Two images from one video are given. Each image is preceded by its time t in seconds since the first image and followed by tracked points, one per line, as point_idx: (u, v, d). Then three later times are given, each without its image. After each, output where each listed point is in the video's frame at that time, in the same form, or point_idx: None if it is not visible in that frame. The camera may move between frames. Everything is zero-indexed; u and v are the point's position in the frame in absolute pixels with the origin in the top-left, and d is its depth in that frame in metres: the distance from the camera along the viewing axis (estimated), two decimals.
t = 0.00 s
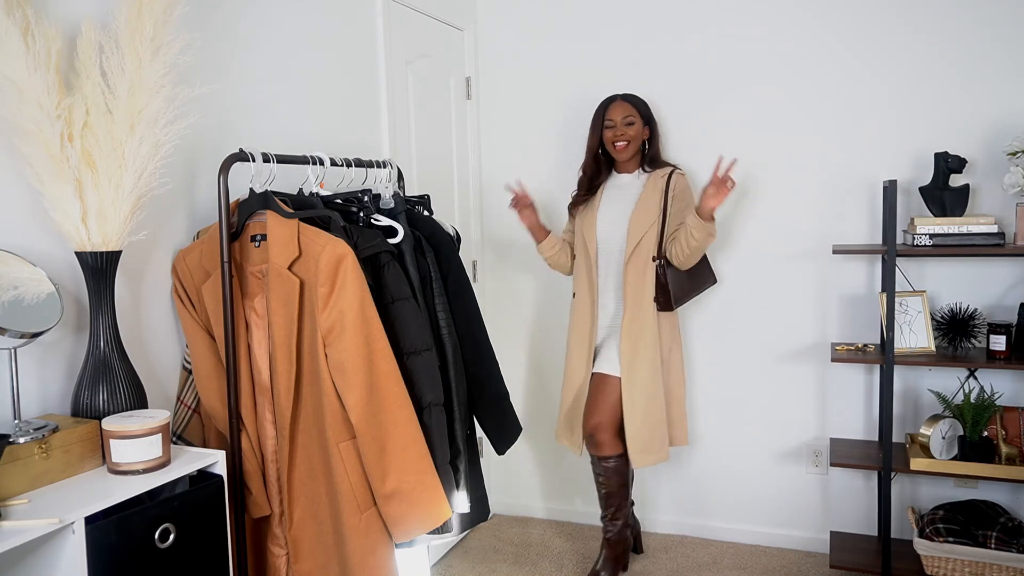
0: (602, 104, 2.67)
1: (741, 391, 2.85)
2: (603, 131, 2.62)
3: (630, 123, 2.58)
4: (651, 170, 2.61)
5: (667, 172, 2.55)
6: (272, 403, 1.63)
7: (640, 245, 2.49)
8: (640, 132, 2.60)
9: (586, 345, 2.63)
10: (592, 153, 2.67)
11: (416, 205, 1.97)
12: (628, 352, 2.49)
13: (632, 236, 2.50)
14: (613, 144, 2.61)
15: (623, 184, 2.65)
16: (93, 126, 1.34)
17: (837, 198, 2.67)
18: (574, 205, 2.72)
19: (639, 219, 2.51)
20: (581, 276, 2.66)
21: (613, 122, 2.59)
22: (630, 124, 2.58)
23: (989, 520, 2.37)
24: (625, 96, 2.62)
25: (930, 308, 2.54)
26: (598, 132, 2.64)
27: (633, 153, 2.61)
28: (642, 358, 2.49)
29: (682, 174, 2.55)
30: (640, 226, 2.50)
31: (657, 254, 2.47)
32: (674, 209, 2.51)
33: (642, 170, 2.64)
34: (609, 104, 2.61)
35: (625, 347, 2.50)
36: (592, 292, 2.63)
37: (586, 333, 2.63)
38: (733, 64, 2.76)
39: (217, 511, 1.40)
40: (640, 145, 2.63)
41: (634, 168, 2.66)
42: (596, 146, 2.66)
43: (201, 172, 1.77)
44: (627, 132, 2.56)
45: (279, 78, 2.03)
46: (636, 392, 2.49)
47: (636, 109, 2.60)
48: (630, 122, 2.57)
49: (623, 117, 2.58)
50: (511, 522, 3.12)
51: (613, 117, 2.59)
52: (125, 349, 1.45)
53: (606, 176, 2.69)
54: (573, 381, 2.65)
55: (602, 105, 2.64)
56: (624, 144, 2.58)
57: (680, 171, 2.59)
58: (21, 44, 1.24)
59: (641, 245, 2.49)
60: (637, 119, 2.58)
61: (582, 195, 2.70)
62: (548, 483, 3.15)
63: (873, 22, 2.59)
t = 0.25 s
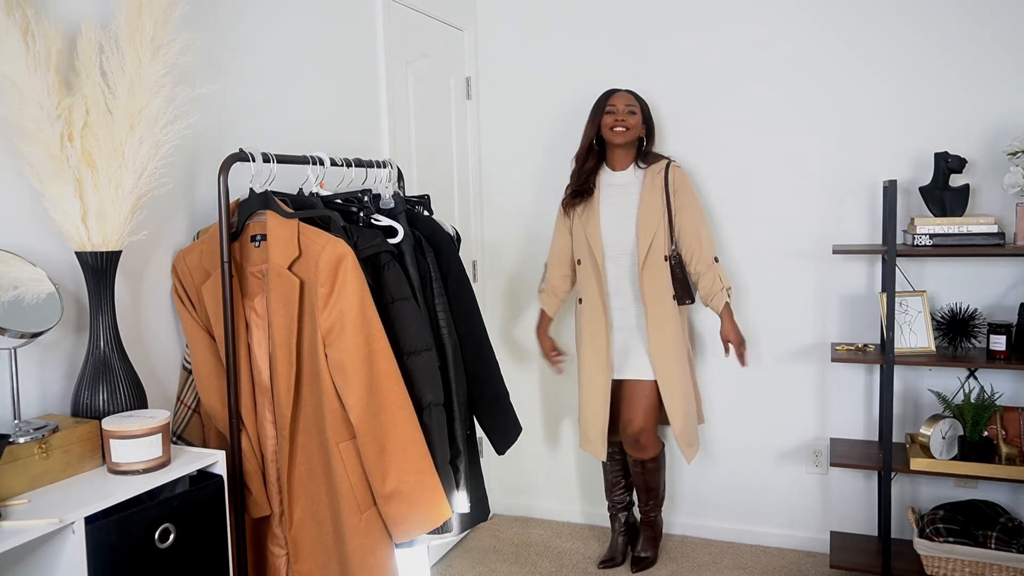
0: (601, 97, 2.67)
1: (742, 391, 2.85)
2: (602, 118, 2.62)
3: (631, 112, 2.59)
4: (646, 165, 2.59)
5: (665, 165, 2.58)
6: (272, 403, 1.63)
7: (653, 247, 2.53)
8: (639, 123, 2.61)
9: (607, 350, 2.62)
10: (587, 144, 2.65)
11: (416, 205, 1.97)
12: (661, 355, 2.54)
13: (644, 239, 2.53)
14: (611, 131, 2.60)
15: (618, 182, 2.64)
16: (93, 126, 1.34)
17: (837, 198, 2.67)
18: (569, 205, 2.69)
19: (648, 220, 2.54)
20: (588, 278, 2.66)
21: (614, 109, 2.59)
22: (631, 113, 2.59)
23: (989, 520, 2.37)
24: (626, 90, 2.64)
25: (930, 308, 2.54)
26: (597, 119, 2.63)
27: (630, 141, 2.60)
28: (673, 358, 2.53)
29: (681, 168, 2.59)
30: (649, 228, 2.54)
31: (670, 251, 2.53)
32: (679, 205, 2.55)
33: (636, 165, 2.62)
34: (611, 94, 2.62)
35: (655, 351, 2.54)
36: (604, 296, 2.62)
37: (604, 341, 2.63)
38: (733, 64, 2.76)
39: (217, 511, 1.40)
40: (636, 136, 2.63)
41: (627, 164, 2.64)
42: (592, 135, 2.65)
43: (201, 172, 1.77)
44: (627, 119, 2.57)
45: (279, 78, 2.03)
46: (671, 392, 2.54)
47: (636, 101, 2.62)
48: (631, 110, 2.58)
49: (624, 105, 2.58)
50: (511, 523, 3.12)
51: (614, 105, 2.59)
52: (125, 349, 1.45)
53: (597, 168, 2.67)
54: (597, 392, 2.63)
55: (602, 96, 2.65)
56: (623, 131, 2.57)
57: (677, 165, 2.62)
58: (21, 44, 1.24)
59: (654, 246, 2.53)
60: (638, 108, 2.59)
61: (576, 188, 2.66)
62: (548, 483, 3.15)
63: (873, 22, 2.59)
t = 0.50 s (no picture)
0: (601, 96, 2.65)
1: (742, 392, 2.85)
2: (603, 121, 2.60)
3: (631, 112, 2.56)
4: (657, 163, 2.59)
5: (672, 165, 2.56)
6: (272, 403, 1.63)
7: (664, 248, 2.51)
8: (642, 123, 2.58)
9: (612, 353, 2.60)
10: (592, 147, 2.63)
11: (416, 205, 1.97)
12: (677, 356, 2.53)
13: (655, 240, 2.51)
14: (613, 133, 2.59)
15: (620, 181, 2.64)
16: (93, 126, 1.34)
17: (837, 198, 2.67)
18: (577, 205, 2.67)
19: (659, 221, 2.52)
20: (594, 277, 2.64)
21: (613, 111, 2.57)
22: (632, 114, 2.56)
23: (988, 520, 2.37)
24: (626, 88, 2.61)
25: (930, 308, 2.54)
26: (597, 122, 2.61)
27: (634, 141, 2.58)
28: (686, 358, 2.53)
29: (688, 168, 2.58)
30: (660, 228, 2.52)
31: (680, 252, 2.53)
32: (688, 206, 2.55)
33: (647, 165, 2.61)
34: (610, 95, 2.60)
35: (667, 353, 2.53)
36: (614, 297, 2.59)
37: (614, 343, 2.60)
38: (733, 63, 2.76)
39: (217, 511, 1.40)
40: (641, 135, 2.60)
41: (635, 163, 2.63)
42: (596, 136, 2.63)
43: (201, 172, 1.77)
44: (627, 121, 2.54)
45: (279, 78, 2.03)
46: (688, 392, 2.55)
47: (637, 100, 2.59)
48: (631, 110, 2.56)
49: (623, 106, 2.56)
50: (511, 523, 3.12)
51: (613, 107, 2.57)
52: (125, 349, 1.45)
53: (606, 170, 2.65)
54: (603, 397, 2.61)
55: (602, 97, 2.63)
56: (624, 133, 2.55)
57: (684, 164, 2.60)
58: (21, 44, 1.24)
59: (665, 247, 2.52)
60: (637, 108, 2.57)
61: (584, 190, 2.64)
62: (548, 483, 3.15)
63: (873, 22, 2.59)
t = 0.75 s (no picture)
0: (604, 97, 2.64)
1: (742, 392, 2.84)
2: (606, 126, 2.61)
3: (634, 118, 2.56)
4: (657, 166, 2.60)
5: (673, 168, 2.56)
6: (272, 403, 1.63)
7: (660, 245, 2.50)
8: (644, 128, 2.58)
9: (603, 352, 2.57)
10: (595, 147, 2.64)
11: (416, 205, 1.97)
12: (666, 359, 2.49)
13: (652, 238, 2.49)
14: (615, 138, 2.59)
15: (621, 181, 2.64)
16: (93, 126, 1.34)
17: (837, 198, 2.67)
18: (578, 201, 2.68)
19: (656, 219, 2.50)
20: (589, 278, 2.64)
21: (616, 117, 2.57)
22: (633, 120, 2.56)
23: (989, 520, 2.37)
24: (631, 90, 2.60)
25: (930, 308, 2.53)
26: (601, 125, 2.62)
27: (636, 147, 2.59)
28: (673, 361, 2.49)
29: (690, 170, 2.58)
30: (658, 227, 2.50)
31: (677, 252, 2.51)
32: (688, 206, 2.54)
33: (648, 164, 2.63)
34: (613, 98, 2.59)
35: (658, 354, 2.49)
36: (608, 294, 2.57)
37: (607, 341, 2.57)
38: (733, 64, 2.76)
39: (217, 512, 1.40)
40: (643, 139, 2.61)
41: (638, 164, 2.64)
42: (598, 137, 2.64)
43: (201, 172, 1.77)
44: (629, 129, 2.55)
45: (279, 78, 2.03)
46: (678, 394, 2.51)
47: (640, 105, 2.58)
48: (633, 117, 2.55)
49: (626, 113, 2.55)
50: (511, 523, 3.12)
51: (616, 113, 2.56)
52: (125, 349, 1.45)
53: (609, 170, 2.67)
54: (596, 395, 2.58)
55: (606, 99, 2.62)
56: (626, 140, 2.56)
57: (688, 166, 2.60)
58: (21, 44, 1.24)
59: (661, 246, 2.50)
60: (640, 115, 2.56)
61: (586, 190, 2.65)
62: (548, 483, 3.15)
63: (873, 22, 2.59)
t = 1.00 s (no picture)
0: (608, 99, 2.64)
1: (742, 392, 2.84)
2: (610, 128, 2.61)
3: (638, 120, 2.57)
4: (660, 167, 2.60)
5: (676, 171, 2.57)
6: (272, 403, 1.63)
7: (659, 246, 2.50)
8: (649, 130, 2.59)
9: (600, 354, 2.56)
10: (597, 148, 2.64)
11: (416, 205, 1.97)
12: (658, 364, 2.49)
13: (652, 239, 2.50)
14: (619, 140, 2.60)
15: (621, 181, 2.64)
16: (93, 126, 1.34)
17: (837, 198, 2.67)
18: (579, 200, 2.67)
19: (659, 219, 2.51)
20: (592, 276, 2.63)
21: (619, 119, 2.57)
22: (638, 122, 2.57)
23: (988, 520, 2.37)
24: (634, 91, 2.60)
25: (930, 308, 2.53)
26: (604, 127, 2.61)
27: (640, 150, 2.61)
28: (665, 368, 2.49)
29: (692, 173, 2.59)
30: (660, 227, 2.51)
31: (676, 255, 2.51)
32: (689, 210, 2.55)
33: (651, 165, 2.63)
34: (616, 100, 2.60)
35: (651, 357, 2.49)
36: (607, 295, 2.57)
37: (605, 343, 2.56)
38: (733, 63, 2.76)
39: (217, 512, 1.40)
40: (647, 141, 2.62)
41: (642, 164, 2.64)
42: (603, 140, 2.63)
43: (201, 172, 1.77)
44: (634, 131, 2.56)
45: (279, 78, 2.03)
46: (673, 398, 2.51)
47: (644, 106, 2.59)
48: (638, 119, 2.56)
49: (631, 114, 2.56)
50: (511, 522, 3.12)
51: (621, 114, 2.57)
52: (125, 349, 1.45)
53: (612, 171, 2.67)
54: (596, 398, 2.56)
55: (610, 101, 2.62)
56: (631, 143, 2.57)
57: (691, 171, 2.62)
58: (21, 44, 1.24)
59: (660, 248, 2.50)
60: (645, 116, 2.57)
61: (588, 190, 2.65)
62: (549, 483, 3.15)
63: (873, 22, 2.59)
